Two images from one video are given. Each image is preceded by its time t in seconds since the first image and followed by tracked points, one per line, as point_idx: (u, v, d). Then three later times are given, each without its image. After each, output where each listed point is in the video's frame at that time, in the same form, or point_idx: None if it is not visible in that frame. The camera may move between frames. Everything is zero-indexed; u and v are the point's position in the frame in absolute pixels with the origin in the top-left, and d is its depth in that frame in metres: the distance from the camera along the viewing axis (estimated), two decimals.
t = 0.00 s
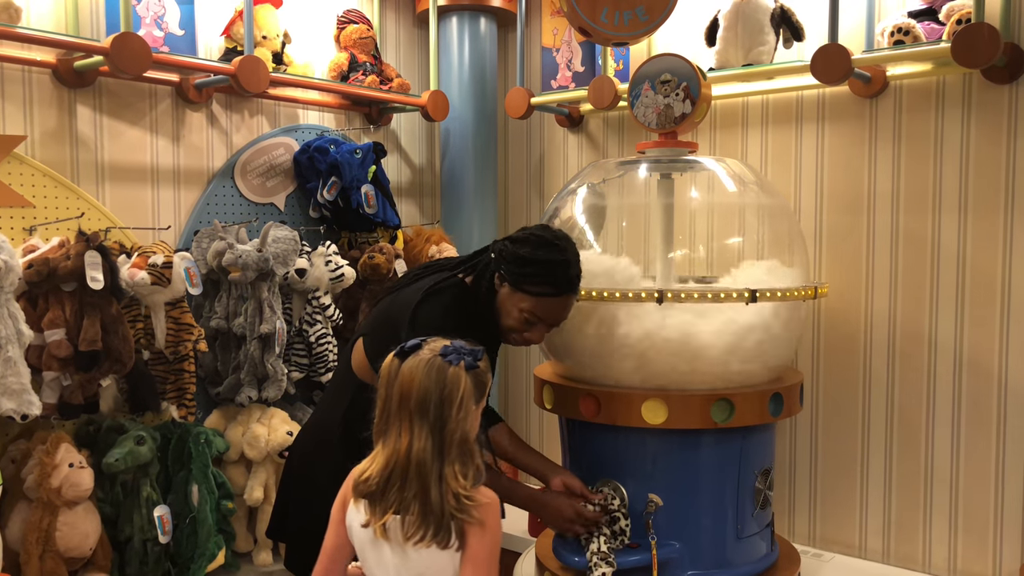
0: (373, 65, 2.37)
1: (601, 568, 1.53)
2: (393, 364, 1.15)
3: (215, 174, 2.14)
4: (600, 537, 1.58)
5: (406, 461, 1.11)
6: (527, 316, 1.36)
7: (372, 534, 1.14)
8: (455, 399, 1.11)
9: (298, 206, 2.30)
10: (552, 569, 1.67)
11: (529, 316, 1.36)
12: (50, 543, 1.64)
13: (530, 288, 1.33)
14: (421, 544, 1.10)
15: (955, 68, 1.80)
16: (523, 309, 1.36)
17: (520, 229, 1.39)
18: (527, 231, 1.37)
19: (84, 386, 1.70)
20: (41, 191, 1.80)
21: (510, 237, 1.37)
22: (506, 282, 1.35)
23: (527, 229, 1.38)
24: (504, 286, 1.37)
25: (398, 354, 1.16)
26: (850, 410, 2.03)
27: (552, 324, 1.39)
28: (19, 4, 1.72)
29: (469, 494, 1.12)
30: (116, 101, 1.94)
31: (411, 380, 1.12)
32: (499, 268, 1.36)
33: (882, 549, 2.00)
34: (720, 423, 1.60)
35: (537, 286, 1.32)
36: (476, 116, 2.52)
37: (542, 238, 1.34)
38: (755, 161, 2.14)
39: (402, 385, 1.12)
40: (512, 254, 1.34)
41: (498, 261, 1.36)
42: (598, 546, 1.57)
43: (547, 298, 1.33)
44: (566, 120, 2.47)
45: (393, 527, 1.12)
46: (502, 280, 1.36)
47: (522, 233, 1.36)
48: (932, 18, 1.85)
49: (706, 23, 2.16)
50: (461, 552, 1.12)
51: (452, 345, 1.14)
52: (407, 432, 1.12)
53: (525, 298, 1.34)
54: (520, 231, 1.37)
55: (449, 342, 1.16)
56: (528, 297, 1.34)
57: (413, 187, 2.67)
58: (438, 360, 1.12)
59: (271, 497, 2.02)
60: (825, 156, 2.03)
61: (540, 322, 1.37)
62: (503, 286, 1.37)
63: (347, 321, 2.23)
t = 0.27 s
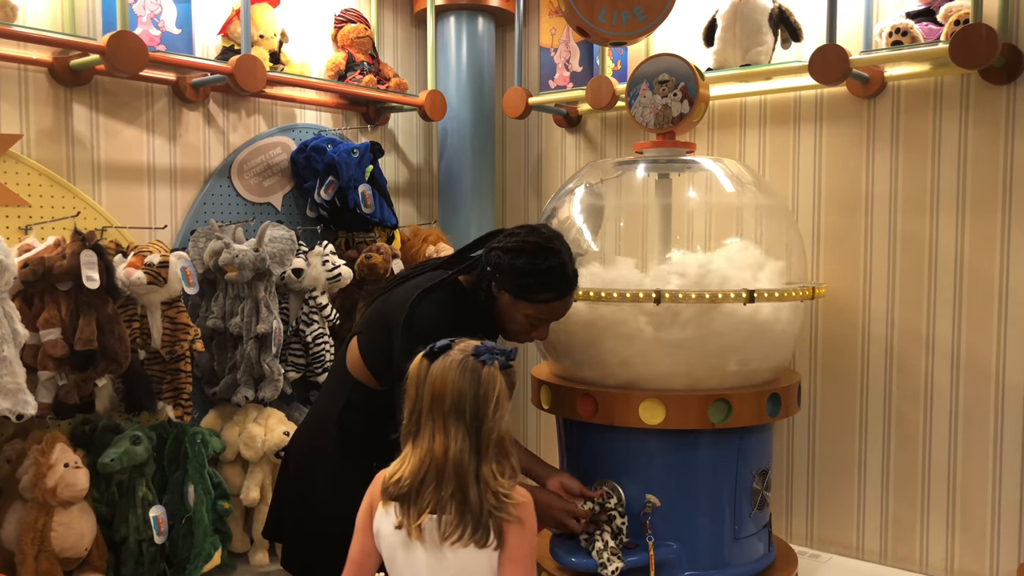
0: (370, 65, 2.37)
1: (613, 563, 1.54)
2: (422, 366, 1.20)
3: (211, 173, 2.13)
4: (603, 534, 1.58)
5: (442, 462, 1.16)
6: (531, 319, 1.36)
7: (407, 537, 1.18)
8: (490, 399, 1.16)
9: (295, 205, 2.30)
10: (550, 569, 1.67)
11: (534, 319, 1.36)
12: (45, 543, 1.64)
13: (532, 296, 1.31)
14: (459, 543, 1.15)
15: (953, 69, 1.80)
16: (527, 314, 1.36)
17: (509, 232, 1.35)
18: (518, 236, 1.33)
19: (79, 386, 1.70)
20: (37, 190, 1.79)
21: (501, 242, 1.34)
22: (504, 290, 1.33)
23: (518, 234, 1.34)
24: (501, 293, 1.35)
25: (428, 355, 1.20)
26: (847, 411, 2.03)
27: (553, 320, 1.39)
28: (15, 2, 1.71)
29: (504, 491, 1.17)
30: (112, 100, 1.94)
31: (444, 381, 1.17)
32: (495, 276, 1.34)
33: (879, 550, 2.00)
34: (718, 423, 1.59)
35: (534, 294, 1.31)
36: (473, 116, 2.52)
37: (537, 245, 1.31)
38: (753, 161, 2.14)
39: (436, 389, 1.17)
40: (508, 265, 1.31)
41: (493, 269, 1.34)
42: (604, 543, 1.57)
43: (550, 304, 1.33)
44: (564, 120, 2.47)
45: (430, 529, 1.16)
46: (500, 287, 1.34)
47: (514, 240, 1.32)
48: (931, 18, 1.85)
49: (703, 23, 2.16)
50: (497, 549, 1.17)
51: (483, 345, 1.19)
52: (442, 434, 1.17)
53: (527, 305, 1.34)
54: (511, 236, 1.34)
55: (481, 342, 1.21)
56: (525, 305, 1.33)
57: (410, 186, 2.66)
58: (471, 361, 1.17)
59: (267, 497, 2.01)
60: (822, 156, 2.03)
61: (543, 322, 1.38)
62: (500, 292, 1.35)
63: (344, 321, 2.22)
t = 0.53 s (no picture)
0: (367, 63, 2.37)
1: (608, 562, 1.51)
2: (436, 362, 1.21)
3: (208, 171, 2.13)
4: (600, 534, 1.56)
5: (460, 454, 1.17)
6: (528, 318, 1.36)
7: (420, 529, 1.17)
8: (509, 393, 1.19)
9: (292, 204, 2.29)
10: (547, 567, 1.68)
11: (530, 318, 1.36)
12: (41, 542, 1.63)
13: (529, 295, 1.31)
14: (474, 535, 1.15)
15: (950, 67, 1.80)
16: (523, 313, 1.35)
17: (505, 231, 1.35)
18: (514, 235, 1.33)
19: (75, 383, 1.70)
20: (32, 187, 1.79)
21: (496, 242, 1.33)
22: (500, 289, 1.33)
23: (513, 233, 1.33)
24: (497, 292, 1.35)
25: (441, 351, 1.21)
26: (845, 409, 2.03)
27: (550, 319, 1.39)
28: None
29: (520, 486, 1.18)
30: (108, 98, 1.93)
31: (461, 375, 1.18)
32: (491, 276, 1.33)
33: (876, 549, 2.00)
34: (715, 422, 1.59)
35: (530, 293, 1.31)
36: (471, 113, 2.51)
37: (533, 244, 1.31)
38: (750, 160, 2.14)
39: (454, 382, 1.18)
40: (504, 264, 1.30)
41: (489, 269, 1.33)
42: (602, 542, 1.55)
43: (546, 303, 1.33)
44: (561, 118, 2.47)
45: (445, 520, 1.16)
46: (496, 287, 1.33)
47: (509, 240, 1.32)
48: (927, 17, 1.85)
49: (701, 22, 2.16)
50: (512, 542, 1.16)
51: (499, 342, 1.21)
52: (459, 427, 1.18)
53: (524, 304, 1.33)
54: (507, 236, 1.33)
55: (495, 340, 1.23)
56: (522, 304, 1.33)
57: (407, 185, 2.66)
58: (488, 355, 1.19)
59: (264, 495, 2.01)
60: (819, 154, 2.03)
61: (539, 321, 1.38)
62: (496, 291, 1.35)
63: (341, 319, 2.22)
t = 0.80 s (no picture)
0: (366, 60, 2.37)
1: (608, 560, 1.52)
2: (434, 352, 1.23)
3: (206, 168, 2.13)
4: (601, 532, 1.57)
5: (447, 440, 1.19)
6: (528, 315, 1.36)
7: (407, 511, 1.20)
8: (499, 382, 1.19)
9: (290, 200, 2.29)
10: (546, 564, 1.68)
11: (530, 315, 1.36)
12: (40, 538, 1.63)
13: (529, 292, 1.31)
14: (456, 519, 1.17)
15: (950, 64, 1.80)
16: (523, 310, 1.35)
17: (506, 228, 1.34)
18: (515, 232, 1.33)
19: (74, 380, 1.69)
20: (31, 184, 1.78)
21: (497, 238, 1.33)
22: (500, 285, 1.33)
23: (514, 229, 1.33)
24: (497, 288, 1.34)
25: (440, 343, 1.23)
26: (844, 406, 2.03)
27: (549, 316, 1.39)
28: None
29: (506, 472, 1.19)
30: (106, 94, 1.93)
31: (454, 365, 1.19)
32: (491, 272, 1.33)
33: (876, 546, 2.00)
34: (714, 419, 1.59)
35: (530, 290, 1.31)
36: (470, 110, 2.50)
37: (533, 240, 1.30)
38: (750, 156, 2.14)
39: (445, 370, 1.20)
40: (504, 260, 1.30)
41: (489, 265, 1.33)
42: (602, 540, 1.55)
43: (546, 300, 1.33)
44: (561, 114, 2.46)
45: (428, 503, 1.18)
46: (496, 283, 1.33)
47: (510, 236, 1.32)
48: (927, 14, 1.85)
49: (700, 18, 2.16)
50: (493, 528, 1.18)
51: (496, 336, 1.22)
52: (447, 414, 1.19)
53: (524, 301, 1.33)
54: (508, 232, 1.33)
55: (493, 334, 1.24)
56: (521, 301, 1.33)
57: (406, 182, 2.66)
58: (482, 347, 1.20)
59: (263, 492, 2.01)
60: (819, 151, 2.03)
61: (538, 318, 1.37)
62: (495, 287, 1.35)
63: (340, 316, 2.22)
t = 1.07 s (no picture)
0: (368, 55, 2.37)
1: (608, 556, 1.52)
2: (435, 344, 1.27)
3: (208, 163, 2.13)
4: (603, 527, 1.56)
5: (435, 423, 1.23)
6: (530, 311, 1.36)
7: (395, 491, 1.24)
8: (489, 371, 1.22)
9: (292, 196, 2.29)
10: (547, 560, 1.69)
11: (532, 311, 1.36)
12: (42, 533, 1.63)
13: (532, 289, 1.31)
14: (434, 500, 1.20)
15: (952, 60, 1.79)
16: (525, 306, 1.35)
17: (510, 224, 1.34)
18: (519, 228, 1.32)
19: (76, 375, 1.68)
20: (32, 179, 1.79)
21: (501, 235, 1.33)
22: (504, 281, 1.33)
23: (519, 226, 1.33)
24: (500, 284, 1.34)
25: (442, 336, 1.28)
26: (845, 402, 2.03)
27: (551, 313, 1.39)
28: None
29: (488, 457, 1.22)
30: (108, 90, 1.93)
31: (449, 355, 1.23)
32: (494, 268, 1.33)
33: (877, 543, 2.00)
34: (716, 416, 1.59)
35: (533, 287, 1.31)
36: (472, 107, 2.50)
37: (538, 237, 1.30)
38: (752, 153, 2.14)
39: (440, 358, 1.24)
40: (508, 256, 1.30)
41: (493, 261, 1.33)
42: (602, 535, 1.55)
43: (549, 296, 1.33)
44: (563, 111, 2.46)
45: (411, 483, 1.22)
46: (499, 279, 1.33)
47: (515, 233, 1.31)
48: (930, 10, 1.85)
49: (702, 14, 2.15)
50: (471, 510, 1.20)
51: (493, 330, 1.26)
52: (437, 399, 1.24)
53: (527, 297, 1.33)
54: (512, 229, 1.33)
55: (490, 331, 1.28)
56: (525, 297, 1.33)
57: (408, 178, 2.66)
58: (478, 339, 1.24)
59: (265, 488, 2.01)
60: (821, 147, 2.03)
61: (541, 314, 1.37)
62: (499, 283, 1.34)
63: (341, 312, 2.22)
